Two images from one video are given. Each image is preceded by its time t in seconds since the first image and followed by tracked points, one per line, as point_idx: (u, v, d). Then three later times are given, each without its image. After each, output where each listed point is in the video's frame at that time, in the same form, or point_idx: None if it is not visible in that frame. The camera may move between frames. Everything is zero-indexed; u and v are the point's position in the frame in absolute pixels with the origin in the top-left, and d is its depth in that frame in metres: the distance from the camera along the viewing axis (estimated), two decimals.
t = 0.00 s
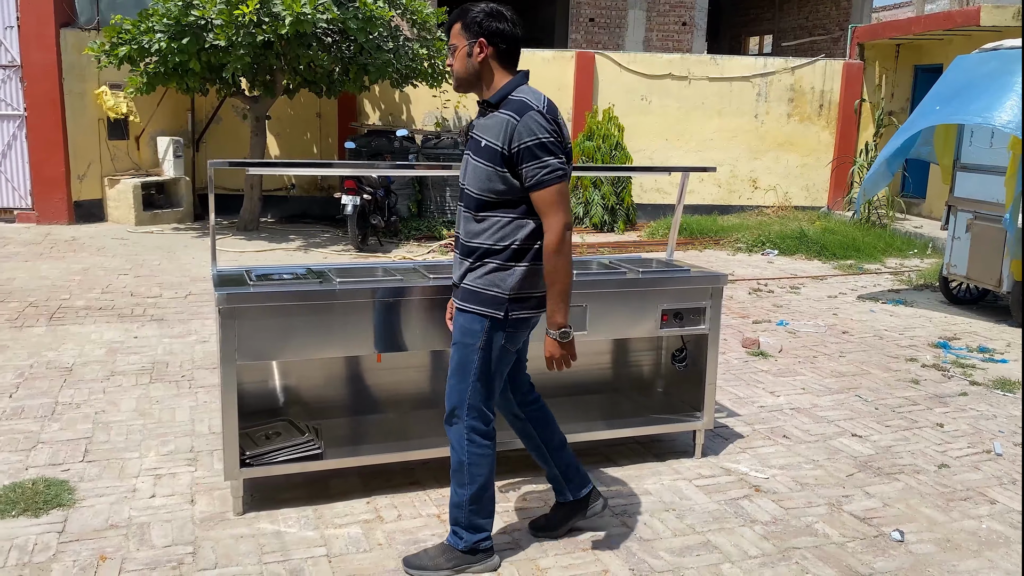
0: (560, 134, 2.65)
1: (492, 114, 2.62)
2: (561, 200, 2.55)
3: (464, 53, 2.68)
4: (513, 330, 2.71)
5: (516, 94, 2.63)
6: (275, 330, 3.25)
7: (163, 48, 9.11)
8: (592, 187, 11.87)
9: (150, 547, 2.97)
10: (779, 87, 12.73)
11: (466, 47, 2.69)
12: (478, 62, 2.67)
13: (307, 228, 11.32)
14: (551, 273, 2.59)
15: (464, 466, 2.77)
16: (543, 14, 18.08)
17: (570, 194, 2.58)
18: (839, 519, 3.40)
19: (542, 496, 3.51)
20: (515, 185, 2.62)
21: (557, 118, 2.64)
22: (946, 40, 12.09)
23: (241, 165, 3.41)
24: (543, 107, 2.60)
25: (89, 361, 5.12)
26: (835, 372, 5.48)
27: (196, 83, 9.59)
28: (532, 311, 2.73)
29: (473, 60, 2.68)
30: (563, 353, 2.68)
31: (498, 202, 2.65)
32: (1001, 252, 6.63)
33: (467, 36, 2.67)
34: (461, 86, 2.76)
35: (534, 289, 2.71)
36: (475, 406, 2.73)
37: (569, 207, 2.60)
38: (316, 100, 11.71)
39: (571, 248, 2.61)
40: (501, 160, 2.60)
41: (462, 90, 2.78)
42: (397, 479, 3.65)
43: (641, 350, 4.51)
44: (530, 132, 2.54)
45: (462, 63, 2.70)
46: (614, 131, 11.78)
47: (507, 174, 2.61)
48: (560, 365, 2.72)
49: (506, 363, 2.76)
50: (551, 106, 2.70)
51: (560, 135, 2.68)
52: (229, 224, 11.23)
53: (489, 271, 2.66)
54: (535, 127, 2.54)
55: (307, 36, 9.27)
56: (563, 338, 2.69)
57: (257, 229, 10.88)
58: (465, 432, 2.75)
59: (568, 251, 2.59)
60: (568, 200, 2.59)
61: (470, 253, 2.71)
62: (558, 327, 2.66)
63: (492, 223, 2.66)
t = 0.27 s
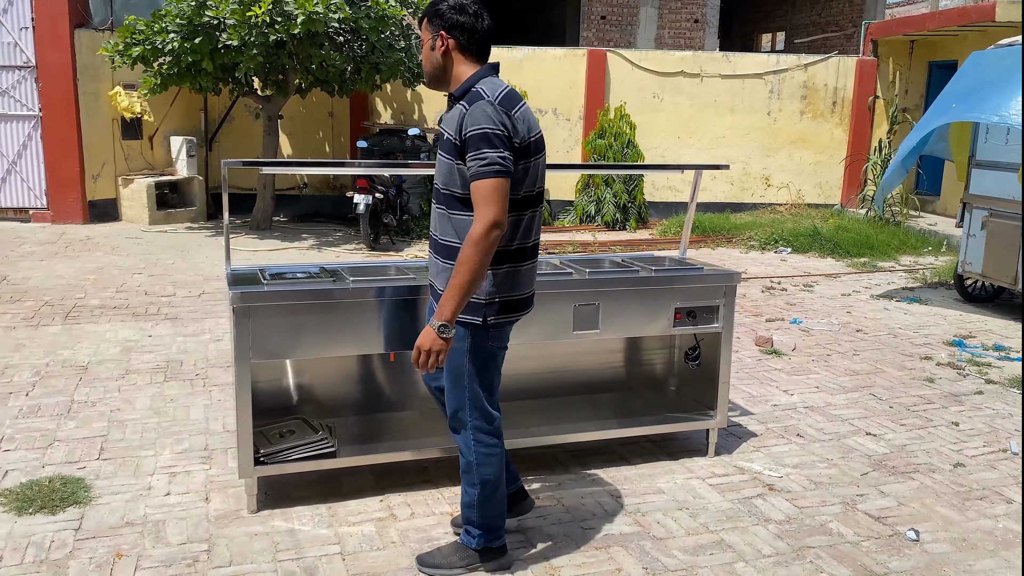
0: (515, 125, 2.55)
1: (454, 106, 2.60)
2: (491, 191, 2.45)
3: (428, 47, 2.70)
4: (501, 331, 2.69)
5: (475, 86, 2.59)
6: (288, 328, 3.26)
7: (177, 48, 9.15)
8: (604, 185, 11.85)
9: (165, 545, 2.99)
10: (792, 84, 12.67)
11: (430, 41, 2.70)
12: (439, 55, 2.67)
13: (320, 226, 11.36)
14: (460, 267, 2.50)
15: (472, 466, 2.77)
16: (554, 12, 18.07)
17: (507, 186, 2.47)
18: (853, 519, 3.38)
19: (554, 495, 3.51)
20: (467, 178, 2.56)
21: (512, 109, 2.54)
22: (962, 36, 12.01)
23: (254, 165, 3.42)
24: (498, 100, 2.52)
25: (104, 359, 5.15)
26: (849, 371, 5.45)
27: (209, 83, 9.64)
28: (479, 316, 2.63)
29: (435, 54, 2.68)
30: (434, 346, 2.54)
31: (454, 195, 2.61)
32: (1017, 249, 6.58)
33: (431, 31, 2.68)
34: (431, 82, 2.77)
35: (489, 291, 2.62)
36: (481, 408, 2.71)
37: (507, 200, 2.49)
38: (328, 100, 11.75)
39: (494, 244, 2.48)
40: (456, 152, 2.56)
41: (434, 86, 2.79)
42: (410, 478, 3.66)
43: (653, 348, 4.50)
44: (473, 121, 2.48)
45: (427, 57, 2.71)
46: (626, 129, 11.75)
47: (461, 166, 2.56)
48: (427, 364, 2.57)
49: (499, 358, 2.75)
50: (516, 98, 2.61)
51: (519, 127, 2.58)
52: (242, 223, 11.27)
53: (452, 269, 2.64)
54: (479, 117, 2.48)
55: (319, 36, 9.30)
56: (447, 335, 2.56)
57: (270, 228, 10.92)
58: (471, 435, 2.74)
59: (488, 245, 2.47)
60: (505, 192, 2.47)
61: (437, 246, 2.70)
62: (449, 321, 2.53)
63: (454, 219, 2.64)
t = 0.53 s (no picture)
0: (474, 120, 2.49)
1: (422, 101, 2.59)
2: (431, 186, 2.43)
3: (402, 49, 2.70)
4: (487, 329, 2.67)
5: (442, 83, 2.58)
6: (304, 327, 3.26)
7: (193, 48, 9.20)
8: (619, 182, 11.82)
9: (183, 542, 3.01)
10: (809, 80, 12.58)
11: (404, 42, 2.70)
12: (410, 55, 2.66)
13: (336, 225, 11.39)
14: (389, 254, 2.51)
15: (478, 465, 2.79)
16: (569, 10, 18.03)
17: (450, 182, 2.43)
18: (872, 518, 3.35)
19: (570, 493, 3.50)
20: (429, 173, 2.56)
21: (470, 103, 2.50)
22: (982, 31, 11.88)
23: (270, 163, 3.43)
24: (456, 95, 2.49)
25: (123, 357, 5.19)
26: (868, 369, 5.40)
27: (226, 82, 9.68)
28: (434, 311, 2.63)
29: (408, 54, 2.68)
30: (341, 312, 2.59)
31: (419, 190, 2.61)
32: None
33: (404, 31, 2.68)
34: (410, 82, 2.77)
35: (446, 287, 2.60)
36: (475, 405, 2.72)
37: (449, 197, 2.44)
38: (343, 99, 11.78)
39: (427, 240, 2.45)
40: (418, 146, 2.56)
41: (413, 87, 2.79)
42: (425, 476, 3.66)
43: (670, 346, 4.49)
44: (427, 115, 2.47)
45: (403, 58, 2.71)
46: (642, 126, 11.71)
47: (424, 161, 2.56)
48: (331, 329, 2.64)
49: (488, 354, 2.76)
50: (485, 94, 2.55)
51: (481, 123, 2.51)
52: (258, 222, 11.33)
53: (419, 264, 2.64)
54: (432, 111, 2.47)
55: (335, 35, 9.33)
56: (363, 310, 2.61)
57: (286, 226, 10.96)
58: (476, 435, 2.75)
59: (420, 239, 2.45)
60: (448, 188, 2.43)
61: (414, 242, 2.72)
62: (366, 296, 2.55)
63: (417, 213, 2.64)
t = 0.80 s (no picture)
0: (437, 120, 2.49)
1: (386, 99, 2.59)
2: (396, 186, 2.44)
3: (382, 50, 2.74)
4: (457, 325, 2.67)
5: (407, 83, 2.58)
6: (322, 325, 3.27)
7: (212, 47, 9.26)
8: (638, 178, 11.77)
9: (202, 539, 3.02)
10: (830, 75, 12.46)
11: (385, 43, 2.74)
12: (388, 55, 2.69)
13: (354, 223, 11.42)
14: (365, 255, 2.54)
15: (473, 461, 2.75)
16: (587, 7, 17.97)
17: (415, 181, 2.43)
18: (895, 518, 3.31)
19: (588, 492, 3.48)
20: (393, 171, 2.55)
21: (435, 103, 2.50)
22: (1005, 24, 11.73)
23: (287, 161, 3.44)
24: (419, 94, 2.49)
25: (143, 355, 5.23)
26: (889, 367, 5.34)
27: (245, 81, 9.74)
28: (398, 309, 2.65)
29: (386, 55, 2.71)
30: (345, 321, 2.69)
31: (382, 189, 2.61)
32: None
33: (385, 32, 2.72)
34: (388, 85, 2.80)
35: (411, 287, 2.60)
36: (459, 400, 2.69)
37: (415, 196, 2.45)
38: (362, 97, 11.81)
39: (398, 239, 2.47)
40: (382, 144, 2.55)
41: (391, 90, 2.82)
42: (443, 473, 3.66)
43: (688, 344, 4.47)
44: (390, 113, 2.46)
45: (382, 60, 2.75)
46: (660, 123, 11.65)
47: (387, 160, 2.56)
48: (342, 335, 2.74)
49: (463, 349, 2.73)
50: (449, 95, 2.56)
51: (445, 123, 2.51)
52: (277, 220, 11.38)
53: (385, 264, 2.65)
54: (396, 110, 2.46)
55: (353, 33, 9.34)
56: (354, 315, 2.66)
57: (305, 225, 11.00)
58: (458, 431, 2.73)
59: (390, 239, 2.47)
60: (413, 187, 2.44)
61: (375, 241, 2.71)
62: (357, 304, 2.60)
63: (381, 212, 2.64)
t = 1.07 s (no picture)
0: (397, 107, 2.46)
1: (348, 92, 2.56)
2: (363, 169, 2.38)
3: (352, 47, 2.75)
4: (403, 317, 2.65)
5: (368, 75, 2.56)
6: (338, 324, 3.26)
7: (233, 46, 9.30)
8: (659, 174, 11.70)
9: (219, 538, 3.03)
10: (853, 69, 12.32)
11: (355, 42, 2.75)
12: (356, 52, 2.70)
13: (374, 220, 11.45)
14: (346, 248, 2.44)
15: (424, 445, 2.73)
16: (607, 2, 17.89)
17: (382, 162, 2.38)
18: (918, 520, 3.25)
19: (606, 492, 3.45)
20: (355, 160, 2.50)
21: (394, 91, 2.48)
22: None
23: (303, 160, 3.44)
24: (378, 82, 2.47)
25: (164, 353, 5.27)
26: (914, 365, 5.26)
27: (266, 80, 9.79)
28: (382, 302, 2.55)
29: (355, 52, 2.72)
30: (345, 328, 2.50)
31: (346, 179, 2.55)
32: None
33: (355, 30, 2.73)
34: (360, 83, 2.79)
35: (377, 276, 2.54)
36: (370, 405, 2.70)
37: (384, 178, 2.39)
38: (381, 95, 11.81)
39: (374, 223, 2.40)
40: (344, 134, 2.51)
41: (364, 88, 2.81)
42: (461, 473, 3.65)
43: (709, 343, 4.42)
44: (350, 100, 2.43)
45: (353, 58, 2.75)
46: (682, 118, 11.56)
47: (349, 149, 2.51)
48: (345, 345, 2.52)
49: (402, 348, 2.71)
50: (409, 86, 2.54)
51: (406, 111, 2.48)
52: (298, 218, 11.43)
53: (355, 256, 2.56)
54: (356, 96, 2.43)
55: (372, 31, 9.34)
56: (354, 318, 2.50)
57: (326, 223, 11.05)
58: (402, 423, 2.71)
59: (365, 224, 2.39)
60: (381, 169, 2.38)
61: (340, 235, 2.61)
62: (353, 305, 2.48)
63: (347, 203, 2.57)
